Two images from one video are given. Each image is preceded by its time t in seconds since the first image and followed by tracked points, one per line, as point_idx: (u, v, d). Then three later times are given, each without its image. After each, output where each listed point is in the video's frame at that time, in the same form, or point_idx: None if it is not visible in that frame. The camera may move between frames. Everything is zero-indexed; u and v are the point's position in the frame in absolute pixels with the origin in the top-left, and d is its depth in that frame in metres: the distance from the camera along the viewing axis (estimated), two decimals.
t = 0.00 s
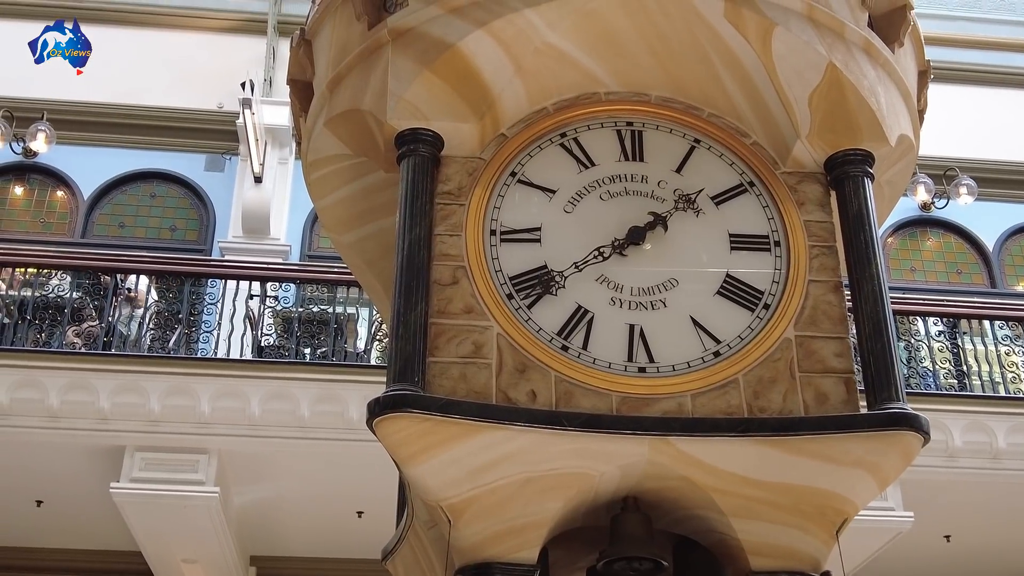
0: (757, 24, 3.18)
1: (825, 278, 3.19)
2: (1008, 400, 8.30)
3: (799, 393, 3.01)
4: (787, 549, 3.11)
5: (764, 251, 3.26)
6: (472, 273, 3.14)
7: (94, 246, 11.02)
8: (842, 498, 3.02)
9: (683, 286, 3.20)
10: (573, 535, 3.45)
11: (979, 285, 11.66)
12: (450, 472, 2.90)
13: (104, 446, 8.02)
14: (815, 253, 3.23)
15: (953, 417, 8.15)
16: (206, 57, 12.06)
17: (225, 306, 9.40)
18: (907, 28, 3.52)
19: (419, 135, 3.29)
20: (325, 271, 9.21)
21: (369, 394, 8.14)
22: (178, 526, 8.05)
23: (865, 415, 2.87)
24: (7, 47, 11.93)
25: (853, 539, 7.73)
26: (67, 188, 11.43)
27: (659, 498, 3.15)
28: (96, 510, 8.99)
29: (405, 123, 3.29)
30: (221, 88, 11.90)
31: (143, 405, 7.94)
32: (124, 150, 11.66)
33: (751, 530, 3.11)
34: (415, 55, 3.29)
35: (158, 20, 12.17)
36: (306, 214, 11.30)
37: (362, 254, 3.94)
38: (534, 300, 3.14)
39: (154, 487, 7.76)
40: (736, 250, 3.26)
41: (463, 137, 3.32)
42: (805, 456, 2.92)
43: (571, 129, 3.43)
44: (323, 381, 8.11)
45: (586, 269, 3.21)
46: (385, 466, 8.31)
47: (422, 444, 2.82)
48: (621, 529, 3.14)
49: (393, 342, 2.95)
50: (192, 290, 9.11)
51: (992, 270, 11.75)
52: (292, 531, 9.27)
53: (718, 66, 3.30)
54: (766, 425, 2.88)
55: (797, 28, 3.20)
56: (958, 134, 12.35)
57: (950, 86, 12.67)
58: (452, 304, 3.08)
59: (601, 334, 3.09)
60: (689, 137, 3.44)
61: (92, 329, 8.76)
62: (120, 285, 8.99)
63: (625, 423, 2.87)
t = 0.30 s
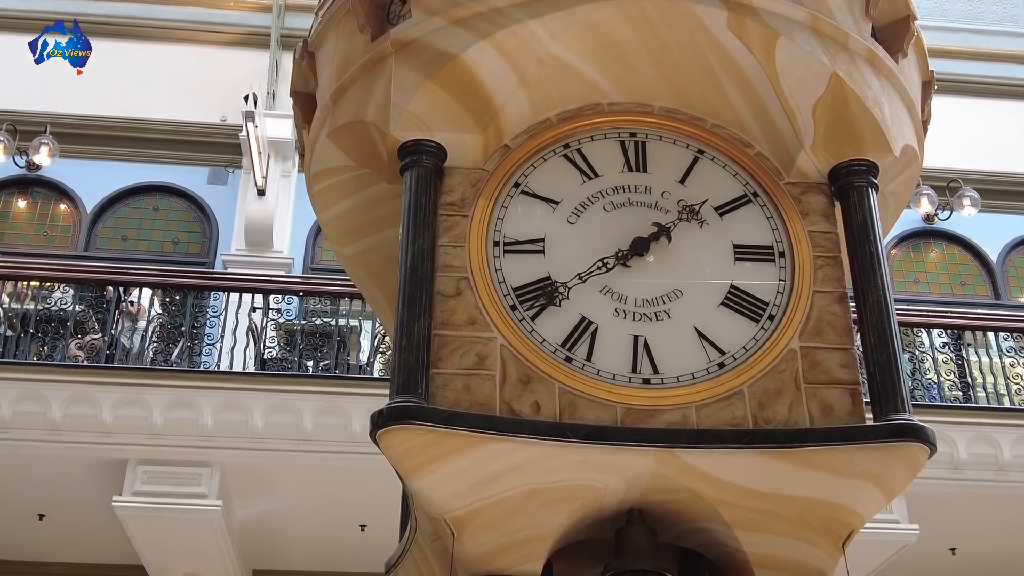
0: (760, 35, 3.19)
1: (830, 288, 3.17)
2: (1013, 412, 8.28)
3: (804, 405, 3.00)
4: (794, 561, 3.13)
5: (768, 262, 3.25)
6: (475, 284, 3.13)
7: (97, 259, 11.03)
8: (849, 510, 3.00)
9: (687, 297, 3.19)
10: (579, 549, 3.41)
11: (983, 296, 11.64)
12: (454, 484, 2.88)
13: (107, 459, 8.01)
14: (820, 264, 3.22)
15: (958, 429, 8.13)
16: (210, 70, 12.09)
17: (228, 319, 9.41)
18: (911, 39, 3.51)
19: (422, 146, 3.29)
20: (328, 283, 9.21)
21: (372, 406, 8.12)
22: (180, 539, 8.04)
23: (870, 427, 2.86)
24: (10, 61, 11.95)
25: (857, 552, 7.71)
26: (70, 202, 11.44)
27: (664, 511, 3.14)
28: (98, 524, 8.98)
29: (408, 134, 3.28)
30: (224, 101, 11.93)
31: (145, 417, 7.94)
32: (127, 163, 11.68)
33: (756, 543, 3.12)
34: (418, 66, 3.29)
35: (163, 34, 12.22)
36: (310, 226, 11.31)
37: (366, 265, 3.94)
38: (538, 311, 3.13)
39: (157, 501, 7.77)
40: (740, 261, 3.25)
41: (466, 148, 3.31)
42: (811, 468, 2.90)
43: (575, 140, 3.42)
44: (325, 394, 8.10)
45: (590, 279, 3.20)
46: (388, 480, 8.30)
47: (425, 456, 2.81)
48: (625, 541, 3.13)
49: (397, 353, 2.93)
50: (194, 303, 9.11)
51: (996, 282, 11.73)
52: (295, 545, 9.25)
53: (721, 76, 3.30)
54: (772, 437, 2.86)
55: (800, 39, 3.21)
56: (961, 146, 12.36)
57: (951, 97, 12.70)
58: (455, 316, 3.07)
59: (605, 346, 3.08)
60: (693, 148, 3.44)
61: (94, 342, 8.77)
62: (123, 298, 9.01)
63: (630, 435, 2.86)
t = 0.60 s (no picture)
0: (763, 45, 3.19)
1: (834, 298, 3.16)
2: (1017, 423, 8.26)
3: (810, 416, 2.98)
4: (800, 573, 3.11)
5: (772, 272, 3.23)
6: (478, 295, 3.12)
7: (98, 271, 11.02)
8: (854, 521, 2.98)
9: (691, 307, 3.18)
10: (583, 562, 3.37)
11: (986, 308, 11.63)
12: (457, 496, 2.86)
13: (107, 471, 7.99)
14: (824, 274, 3.21)
15: (962, 441, 8.10)
16: (211, 83, 12.12)
17: (229, 331, 9.40)
18: (914, 50, 3.51)
19: (425, 157, 3.29)
20: (330, 294, 9.21)
21: (374, 418, 8.11)
22: (182, 552, 8.02)
23: (875, 437, 2.84)
24: (12, 74, 11.98)
25: (861, 564, 7.69)
26: (71, 214, 11.44)
27: (669, 523, 3.12)
28: (98, 536, 8.95)
29: (411, 145, 3.28)
30: (226, 114, 11.95)
31: (146, 429, 7.93)
32: (129, 175, 11.69)
33: (761, 555, 3.10)
34: (421, 76, 3.29)
35: (164, 46, 12.26)
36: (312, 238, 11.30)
37: (368, 276, 3.93)
38: (542, 322, 3.12)
39: (159, 513, 7.77)
40: (744, 271, 3.24)
41: (469, 159, 3.31)
42: (816, 479, 2.88)
43: (578, 150, 3.42)
44: (327, 406, 8.09)
45: (593, 290, 3.19)
46: (390, 491, 8.27)
47: (428, 468, 2.79)
48: (629, 553, 3.11)
49: (400, 364, 2.92)
50: (196, 314, 9.11)
51: (998, 293, 11.72)
52: (296, 558, 9.22)
53: (724, 86, 3.30)
54: (777, 448, 2.85)
55: (803, 49, 3.21)
56: (963, 157, 12.37)
57: (952, 108, 12.71)
58: (459, 326, 3.06)
59: (608, 357, 3.07)
60: (697, 158, 3.43)
61: (95, 354, 8.77)
62: (124, 309, 9.00)
63: (634, 446, 2.84)
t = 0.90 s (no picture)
0: (763, 58, 3.19)
1: (835, 311, 3.16)
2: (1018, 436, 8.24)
3: (810, 429, 2.97)
4: None
5: (773, 285, 3.22)
6: (478, 307, 3.11)
7: (98, 283, 11.01)
8: (855, 536, 2.96)
9: (691, 320, 3.17)
10: None
11: (986, 320, 11.62)
12: (457, 511, 2.85)
13: (106, 485, 7.98)
14: (825, 287, 3.20)
15: (963, 454, 8.08)
16: (212, 96, 12.14)
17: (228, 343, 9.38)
18: (914, 62, 3.51)
19: (424, 169, 3.28)
20: (330, 307, 9.20)
21: (374, 431, 8.09)
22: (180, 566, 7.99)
23: (876, 451, 2.83)
24: (13, 87, 12.01)
25: None
26: (71, 227, 11.45)
27: (669, 537, 3.10)
28: (97, 550, 8.93)
29: (410, 158, 3.27)
30: (226, 126, 11.97)
31: (145, 443, 7.91)
32: (128, 188, 11.70)
33: (763, 569, 3.08)
34: (421, 89, 3.28)
35: (164, 59, 12.28)
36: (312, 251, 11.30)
37: (367, 289, 3.92)
38: (541, 334, 3.11)
39: (158, 527, 7.76)
40: (744, 284, 3.23)
41: (468, 171, 3.30)
42: (818, 493, 2.87)
43: (577, 163, 3.41)
44: (327, 419, 8.07)
45: (592, 303, 3.18)
46: (389, 505, 8.25)
47: (428, 481, 2.77)
48: (630, 568, 3.08)
49: (399, 377, 2.91)
50: (195, 326, 9.11)
51: (999, 306, 11.72)
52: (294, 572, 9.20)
53: (724, 99, 3.29)
54: (777, 462, 2.84)
55: (804, 62, 3.21)
56: (962, 170, 12.38)
57: (952, 121, 12.72)
58: (458, 339, 3.05)
59: (608, 370, 3.05)
60: (696, 170, 3.42)
61: (95, 367, 8.76)
62: (123, 322, 9.00)
63: (634, 460, 2.83)
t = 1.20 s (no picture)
0: (757, 70, 3.20)
1: (830, 324, 3.15)
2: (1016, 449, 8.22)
3: (806, 442, 2.96)
4: None
5: (768, 297, 3.21)
6: (472, 320, 3.10)
7: (94, 296, 10.97)
8: (852, 549, 2.95)
9: (686, 332, 3.15)
10: None
11: (984, 333, 11.60)
12: (450, 525, 2.83)
13: (101, 498, 7.95)
14: (820, 299, 3.20)
15: (961, 467, 8.06)
16: (209, 109, 12.15)
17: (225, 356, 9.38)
18: (909, 74, 3.51)
19: (418, 181, 3.27)
20: (325, 319, 9.20)
21: (369, 444, 8.07)
22: None
23: (871, 464, 2.81)
24: (12, 100, 12.03)
25: None
26: (68, 239, 11.44)
27: (664, 550, 3.08)
28: (92, 565, 8.91)
29: (403, 170, 3.27)
30: (224, 139, 11.98)
31: (140, 456, 7.88)
32: (125, 201, 11.69)
33: None
34: (415, 101, 3.28)
35: (162, 72, 12.31)
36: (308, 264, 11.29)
37: (362, 302, 3.91)
38: (535, 347, 3.09)
39: (153, 541, 7.73)
40: (739, 296, 3.21)
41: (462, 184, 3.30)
42: (813, 506, 2.85)
43: (572, 175, 3.40)
44: (323, 431, 8.05)
45: (587, 315, 3.16)
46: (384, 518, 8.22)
47: (420, 495, 2.76)
48: None
49: (391, 390, 2.89)
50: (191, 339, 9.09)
51: (997, 318, 11.71)
52: None
53: (718, 110, 3.29)
54: (773, 475, 2.82)
55: (797, 74, 3.22)
56: (958, 182, 12.40)
57: (949, 134, 12.75)
58: (451, 352, 3.04)
59: (602, 383, 3.04)
60: (691, 182, 3.41)
61: (90, 380, 8.74)
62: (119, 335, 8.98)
63: (629, 473, 2.81)
